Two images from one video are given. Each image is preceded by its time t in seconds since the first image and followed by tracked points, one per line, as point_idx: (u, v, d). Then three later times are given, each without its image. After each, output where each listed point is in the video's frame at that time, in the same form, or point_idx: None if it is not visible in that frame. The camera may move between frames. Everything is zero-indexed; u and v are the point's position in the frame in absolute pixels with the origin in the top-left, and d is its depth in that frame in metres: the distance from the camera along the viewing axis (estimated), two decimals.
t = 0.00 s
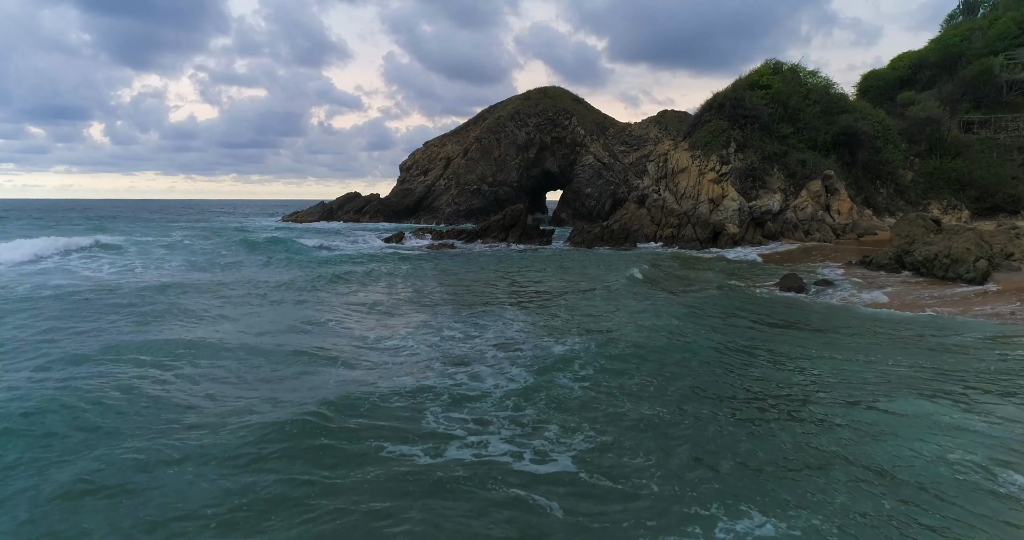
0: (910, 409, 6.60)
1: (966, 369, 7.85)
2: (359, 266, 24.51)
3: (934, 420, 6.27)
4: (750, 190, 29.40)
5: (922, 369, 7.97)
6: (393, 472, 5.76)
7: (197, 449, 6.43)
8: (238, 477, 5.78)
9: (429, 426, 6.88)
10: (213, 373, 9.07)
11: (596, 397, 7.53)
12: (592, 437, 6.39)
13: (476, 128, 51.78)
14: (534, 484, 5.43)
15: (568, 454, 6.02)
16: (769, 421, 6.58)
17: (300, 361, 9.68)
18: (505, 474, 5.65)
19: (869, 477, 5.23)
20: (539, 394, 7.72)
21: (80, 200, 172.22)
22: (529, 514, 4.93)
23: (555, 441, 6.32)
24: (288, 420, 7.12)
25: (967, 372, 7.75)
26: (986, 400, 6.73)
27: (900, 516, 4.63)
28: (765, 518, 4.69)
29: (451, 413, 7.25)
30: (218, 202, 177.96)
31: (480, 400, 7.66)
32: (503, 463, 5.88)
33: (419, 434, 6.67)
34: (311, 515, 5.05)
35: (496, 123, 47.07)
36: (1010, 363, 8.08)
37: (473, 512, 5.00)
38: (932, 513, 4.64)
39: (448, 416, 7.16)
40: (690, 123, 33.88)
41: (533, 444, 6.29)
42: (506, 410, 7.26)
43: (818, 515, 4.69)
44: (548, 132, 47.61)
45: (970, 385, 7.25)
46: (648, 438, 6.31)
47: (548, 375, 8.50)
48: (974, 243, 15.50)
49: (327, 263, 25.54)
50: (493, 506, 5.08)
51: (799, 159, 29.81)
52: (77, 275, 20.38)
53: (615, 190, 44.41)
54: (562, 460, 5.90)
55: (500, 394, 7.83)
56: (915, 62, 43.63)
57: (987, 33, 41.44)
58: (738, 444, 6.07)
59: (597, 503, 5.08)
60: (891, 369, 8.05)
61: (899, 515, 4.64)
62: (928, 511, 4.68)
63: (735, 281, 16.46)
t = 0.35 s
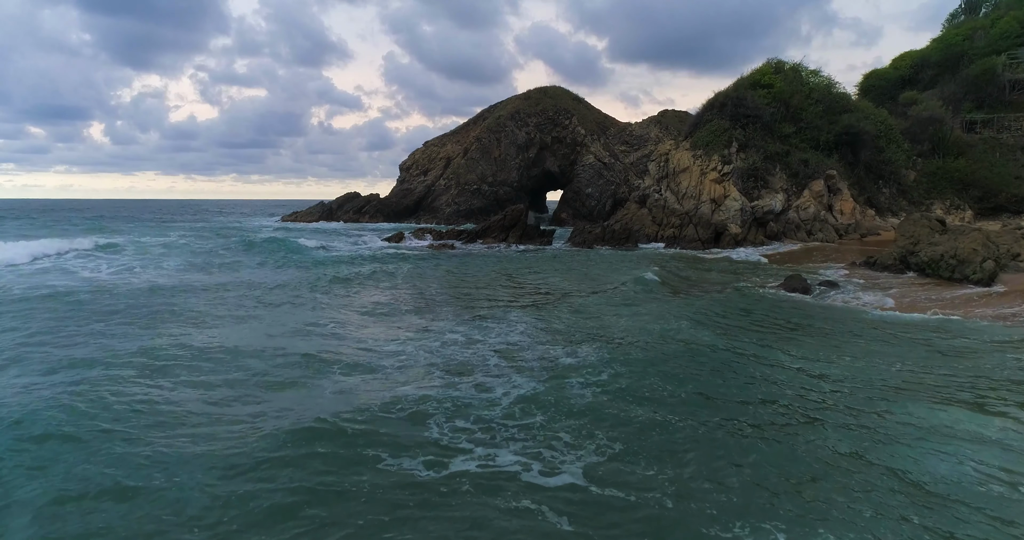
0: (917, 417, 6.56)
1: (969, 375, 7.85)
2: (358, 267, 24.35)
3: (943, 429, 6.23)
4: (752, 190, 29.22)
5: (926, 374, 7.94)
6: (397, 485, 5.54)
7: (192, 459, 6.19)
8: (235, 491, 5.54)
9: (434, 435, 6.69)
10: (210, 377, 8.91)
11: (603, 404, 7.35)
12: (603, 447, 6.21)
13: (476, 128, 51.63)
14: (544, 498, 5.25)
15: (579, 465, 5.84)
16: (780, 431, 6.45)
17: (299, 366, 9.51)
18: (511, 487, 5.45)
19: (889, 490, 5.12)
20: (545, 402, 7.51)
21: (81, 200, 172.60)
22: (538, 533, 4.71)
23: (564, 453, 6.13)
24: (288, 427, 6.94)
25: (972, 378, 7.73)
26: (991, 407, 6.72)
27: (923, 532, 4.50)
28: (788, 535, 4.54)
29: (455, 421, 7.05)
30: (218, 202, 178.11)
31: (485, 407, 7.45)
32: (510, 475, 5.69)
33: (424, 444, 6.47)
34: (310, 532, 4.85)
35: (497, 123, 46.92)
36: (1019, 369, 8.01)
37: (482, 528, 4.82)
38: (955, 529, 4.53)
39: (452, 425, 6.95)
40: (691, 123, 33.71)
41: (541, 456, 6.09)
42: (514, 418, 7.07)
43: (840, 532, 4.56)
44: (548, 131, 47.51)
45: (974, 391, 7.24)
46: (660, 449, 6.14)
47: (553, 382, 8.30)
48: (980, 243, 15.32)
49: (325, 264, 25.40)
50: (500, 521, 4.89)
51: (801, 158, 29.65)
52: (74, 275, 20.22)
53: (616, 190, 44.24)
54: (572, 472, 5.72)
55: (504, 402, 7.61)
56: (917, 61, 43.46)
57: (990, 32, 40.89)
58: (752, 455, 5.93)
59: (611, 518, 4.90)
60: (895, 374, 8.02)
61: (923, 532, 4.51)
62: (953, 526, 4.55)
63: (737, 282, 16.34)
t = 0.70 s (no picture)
0: (933, 425, 6.45)
1: (982, 379, 7.74)
2: (356, 268, 24.13)
3: (961, 437, 6.12)
4: (754, 190, 29.03)
5: (938, 378, 7.82)
6: (399, 503, 5.28)
7: (183, 473, 5.91)
8: (228, 509, 5.26)
9: (439, 448, 6.42)
10: (204, 384, 8.67)
11: (615, 414, 7.15)
12: (619, 459, 6.00)
13: (476, 127, 51.43)
14: (557, 517, 5.00)
15: (593, 481, 5.60)
16: (799, 440, 6.30)
17: (295, 372, 9.27)
18: (522, 506, 5.19)
19: (914, 503, 5.01)
20: (553, 412, 7.27)
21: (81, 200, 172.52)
22: None
23: (578, 467, 5.89)
24: (285, 439, 6.69)
25: (985, 384, 7.60)
26: (1007, 414, 6.60)
27: None
28: None
29: (461, 433, 6.78)
30: (218, 202, 177.97)
31: (491, 418, 7.18)
32: (519, 492, 5.42)
33: (429, 457, 6.21)
34: None
35: (497, 123, 46.74)
36: None
37: None
38: None
39: (457, 436, 6.69)
40: (693, 122, 33.50)
41: (552, 470, 5.83)
42: (524, 430, 6.81)
43: None
44: (548, 131, 47.37)
45: (987, 396, 7.14)
46: (679, 459, 5.98)
47: (559, 390, 8.06)
48: (987, 244, 15.11)
49: (324, 265, 25.19)
50: None
51: (803, 158, 29.45)
52: (69, 276, 19.99)
53: (616, 190, 44.02)
54: (586, 488, 5.48)
55: (509, 412, 7.35)
56: (919, 61, 43.26)
57: (993, 32, 40.54)
58: (775, 465, 5.76)
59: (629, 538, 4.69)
60: (908, 379, 7.90)
61: None
62: None
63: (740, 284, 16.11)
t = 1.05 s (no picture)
0: (951, 432, 6.36)
1: (996, 384, 7.68)
2: (354, 269, 23.94)
3: (979, 446, 6.02)
4: (756, 190, 28.85)
5: (951, 383, 7.76)
6: (400, 523, 5.05)
7: (177, 487, 5.70)
8: (223, 527, 5.03)
9: (443, 462, 6.20)
10: (198, 390, 8.47)
11: (627, 422, 6.99)
12: (637, 471, 5.84)
13: (476, 127, 51.26)
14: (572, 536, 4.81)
15: (609, 496, 5.41)
16: (815, 448, 6.17)
17: (291, 378, 9.06)
18: (530, 525, 4.98)
19: (942, 513, 4.91)
20: (563, 424, 7.08)
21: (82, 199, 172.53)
22: None
23: (591, 482, 5.68)
24: (282, 451, 6.48)
25: (998, 389, 7.51)
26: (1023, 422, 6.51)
27: None
28: None
29: (467, 446, 6.56)
30: (218, 202, 177.90)
31: (495, 430, 6.96)
32: (528, 510, 5.21)
33: (433, 472, 5.99)
34: None
35: (497, 123, 46.57)
36: None
37: None
38: None
39: (462, 450, 6.47)
40: (694, 122, 33.33)
41: (563, 486, 5.63)
42: (532, 442, 6.60)
43: None
44: (549, 131, 47.25)
45: (1002, 401, 7.09)
46: (699, 469, 5.83)
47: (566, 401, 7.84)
48: (994, 245, 14.91)
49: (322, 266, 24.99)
50: None
51: (806, 158, 29.30)
52: (65, 276, 19.79)
53: (617, 190, 43.83)
54: (601, 504, 5.29)
55: (512, 423, 7.15)
56: (922, 60, 43.04)
57: (996, 31, 40.57)
58: (799, 474, 5.63)
59: None
60: (919, 383, 7.82)
61: None
62: None
63: (743, 285, 15.90)
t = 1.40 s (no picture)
0: (972, 442, 6.24)
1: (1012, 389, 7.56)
2: (352, 270, 23.69)
3: (1001, 457, 5.90)
4: (759, 190, 28.65)
5: (966, 389, 7.63)
6: None
7: (171, 505, 5.50)
8: None
9: (449, 481, 5.99)
10: (192, 398, 8.25)
11: (642, 435, 6.82)
12: (658, 486, 5.67)
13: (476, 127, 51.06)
14: None
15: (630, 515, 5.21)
16: (835, 458, 6.03)
17: (288, 384, 8.87)
18: None
19: (973, 527, 4.76)
20: (575, 437, 6.88)
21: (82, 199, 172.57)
22: None
23: (610, 501, 5.47)
24: (280, 465, 6.28)
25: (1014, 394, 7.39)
26: None
27: None
28: None
29: (475, 463, 6.35)
30: (218, 202, 177.78)
31: (501, 446, 6.76)
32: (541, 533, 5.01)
33: (438, 491, 5.76)
34: None
35: (497, 122, 46.37)
36: None
37: None
38: None
39: (468, 467, 6.26)
40: (696, 121, 33.12)
41: (578, 506, 5.41)
42: (543, 459, 6.40)
43: None
44: (549, 130, 47.13)
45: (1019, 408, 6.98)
46: (720, 482, 5.67)
47: (574, 412, 7.64)
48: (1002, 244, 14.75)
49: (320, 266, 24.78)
50: None
51: (808, 158, 29.15)
52: (59, 277, 19.57)
53: (618, 190, 43.61)
54: (624, 523, 5.10)
55: (519, 438, 6.94)
56: (924, 60, 42.82)
57: (998, 30, 40.46)
58: (822, 487, 5.47)
59: None
60: (933, 389, 7.69)
61: None
62: None
63: (746, 287, 15.70)
